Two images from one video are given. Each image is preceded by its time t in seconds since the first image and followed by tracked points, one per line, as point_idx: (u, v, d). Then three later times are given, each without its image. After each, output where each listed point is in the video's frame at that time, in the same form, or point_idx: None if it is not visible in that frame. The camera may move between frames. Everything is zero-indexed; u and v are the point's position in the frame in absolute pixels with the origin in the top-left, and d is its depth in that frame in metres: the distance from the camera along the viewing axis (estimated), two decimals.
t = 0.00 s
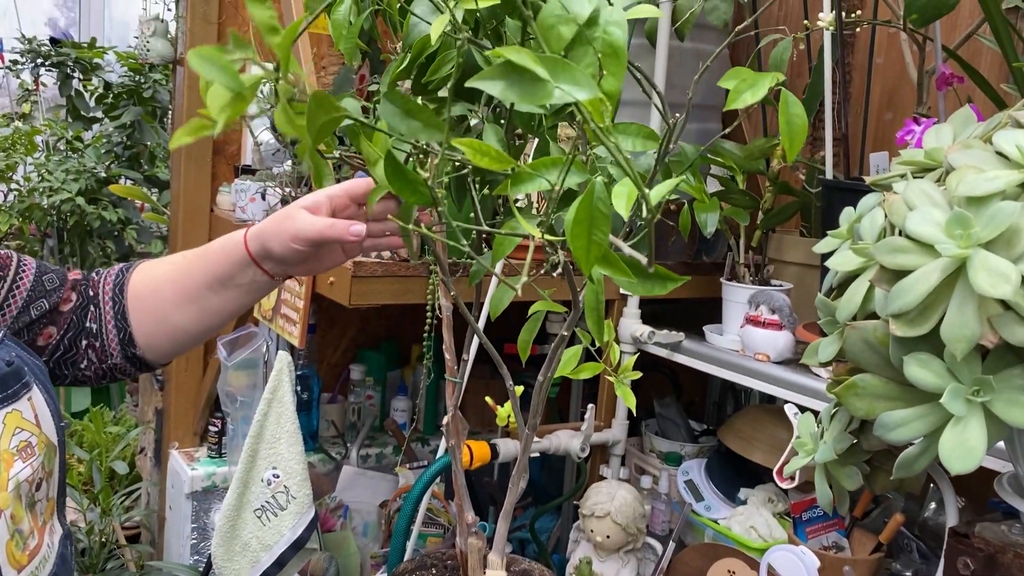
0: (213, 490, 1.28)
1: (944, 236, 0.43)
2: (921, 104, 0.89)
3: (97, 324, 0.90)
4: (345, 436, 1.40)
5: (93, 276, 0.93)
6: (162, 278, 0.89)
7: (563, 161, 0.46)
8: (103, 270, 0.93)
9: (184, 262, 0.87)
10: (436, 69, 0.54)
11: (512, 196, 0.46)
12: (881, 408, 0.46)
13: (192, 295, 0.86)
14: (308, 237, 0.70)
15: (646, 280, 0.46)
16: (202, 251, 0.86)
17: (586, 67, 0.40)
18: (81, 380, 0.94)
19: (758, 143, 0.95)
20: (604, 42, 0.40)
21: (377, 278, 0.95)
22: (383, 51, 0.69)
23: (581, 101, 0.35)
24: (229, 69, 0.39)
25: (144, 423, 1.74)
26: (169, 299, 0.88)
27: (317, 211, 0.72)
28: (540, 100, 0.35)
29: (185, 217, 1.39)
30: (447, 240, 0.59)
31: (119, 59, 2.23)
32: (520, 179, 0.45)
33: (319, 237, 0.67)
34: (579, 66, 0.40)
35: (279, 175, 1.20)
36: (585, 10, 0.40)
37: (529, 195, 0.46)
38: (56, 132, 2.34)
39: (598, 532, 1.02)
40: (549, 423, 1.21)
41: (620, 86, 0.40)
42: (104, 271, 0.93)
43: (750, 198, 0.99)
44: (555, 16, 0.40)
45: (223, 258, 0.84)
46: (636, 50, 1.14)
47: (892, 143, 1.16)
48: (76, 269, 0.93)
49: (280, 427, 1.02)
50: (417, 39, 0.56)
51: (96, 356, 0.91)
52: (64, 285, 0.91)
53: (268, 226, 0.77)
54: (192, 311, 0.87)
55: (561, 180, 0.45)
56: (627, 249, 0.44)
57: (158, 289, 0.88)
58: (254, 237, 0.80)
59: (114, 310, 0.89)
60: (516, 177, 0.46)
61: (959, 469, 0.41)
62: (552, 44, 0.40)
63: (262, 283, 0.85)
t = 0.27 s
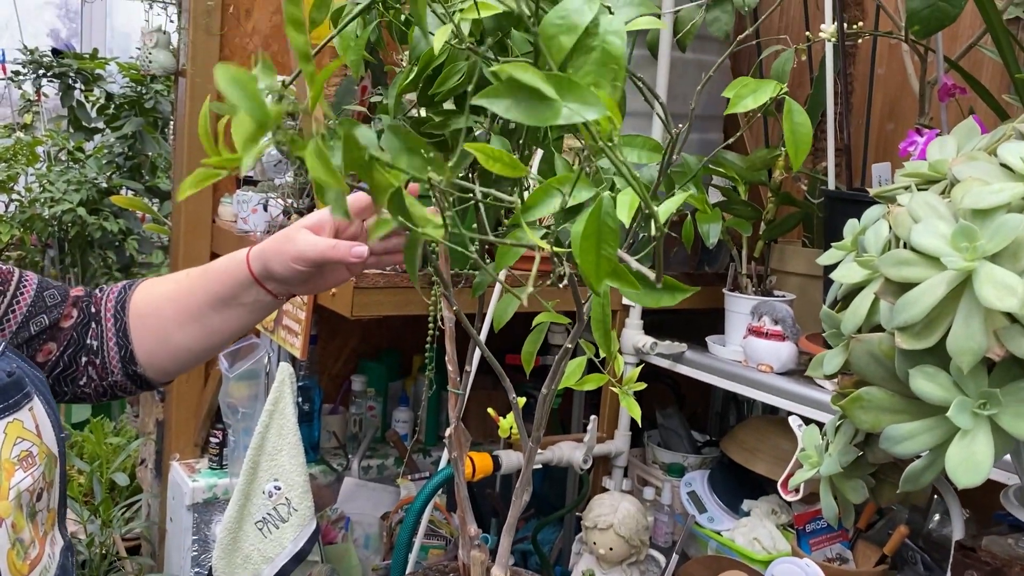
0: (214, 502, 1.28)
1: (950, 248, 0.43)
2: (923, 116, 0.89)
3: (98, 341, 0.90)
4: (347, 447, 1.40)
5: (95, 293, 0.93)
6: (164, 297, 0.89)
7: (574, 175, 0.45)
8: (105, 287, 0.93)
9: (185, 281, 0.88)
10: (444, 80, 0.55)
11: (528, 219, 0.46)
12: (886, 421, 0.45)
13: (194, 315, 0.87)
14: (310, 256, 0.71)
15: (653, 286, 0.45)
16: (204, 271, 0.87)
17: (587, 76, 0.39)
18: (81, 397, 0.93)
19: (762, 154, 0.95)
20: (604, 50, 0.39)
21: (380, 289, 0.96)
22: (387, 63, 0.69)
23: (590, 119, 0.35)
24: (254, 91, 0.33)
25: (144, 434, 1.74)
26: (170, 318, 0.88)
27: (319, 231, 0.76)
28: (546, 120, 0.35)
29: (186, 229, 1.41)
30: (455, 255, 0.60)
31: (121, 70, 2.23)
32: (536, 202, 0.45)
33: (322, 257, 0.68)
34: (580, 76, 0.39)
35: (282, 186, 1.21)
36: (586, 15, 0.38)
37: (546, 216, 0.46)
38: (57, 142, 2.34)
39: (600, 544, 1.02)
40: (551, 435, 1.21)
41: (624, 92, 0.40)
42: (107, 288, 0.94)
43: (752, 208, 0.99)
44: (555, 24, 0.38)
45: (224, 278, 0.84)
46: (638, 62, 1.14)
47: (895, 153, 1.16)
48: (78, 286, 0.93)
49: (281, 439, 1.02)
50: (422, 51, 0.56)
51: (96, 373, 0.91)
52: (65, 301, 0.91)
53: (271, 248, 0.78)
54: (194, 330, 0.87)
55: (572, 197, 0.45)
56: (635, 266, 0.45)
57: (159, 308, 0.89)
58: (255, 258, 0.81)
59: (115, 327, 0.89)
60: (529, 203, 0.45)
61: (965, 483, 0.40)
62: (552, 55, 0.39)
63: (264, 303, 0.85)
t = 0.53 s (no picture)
0: (215, 513, 1.28)
1: (951, 259, 0.43)
2: (923, 126, 0.89)
3: (97, 363, 0.90)
4: (347, 457, 1.39)
5: (96, 315, 0.94)
6: (165, 320, 0.89)
7: (584, 194, 0.44)
8: (107, 310, 0.94)
9: (187, 304, 0.88)
10: (443, 95, 0.55)
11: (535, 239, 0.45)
12: (887, 431, 0.45)
13: (195, 338, 0.87)
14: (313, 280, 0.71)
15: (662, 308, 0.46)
16: (205, 293, 0.87)
17: (600, 90, 0.38)
18: (77, 420, 0.93)
19: (761, 163, 0.97)
20: (620, 63, 0.38)
21: (382, 300, 0.96)
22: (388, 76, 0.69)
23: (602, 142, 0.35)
24: (254, 121, 0.40)
25: (145, 444, 1.73)
26: (171, 341, 0.88)
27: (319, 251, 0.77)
28: (558, 143, 0.35)
29: (187, 240, 1.42)
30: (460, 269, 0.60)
31: (123, 81, 2.24)
32: (544, 220, 0.44)
33: (324, 280, 0.68)
34: (592, 89, 0.39)
35: (283, 196, 1.22)
36: (600, 29, 0.39)
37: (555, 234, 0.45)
38: (59, 153, 2.35)
39: (602, 554, 1.02)
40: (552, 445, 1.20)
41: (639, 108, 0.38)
42: (109, 311, 0.94)
43: (752, 218, 0.99)
44: (569, 38, 0.39)
45: (225, 301, 0.84)
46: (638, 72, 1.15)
47: (895, 163, 1.17)
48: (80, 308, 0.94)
49: (282, 449, 1.01)
50: (420, 63, 0.56)
51: (93, 396, 0.91)
52: (65, 322, 0.92)
53: (274, 269, 0.78)
54: (195, 353, 0.87)
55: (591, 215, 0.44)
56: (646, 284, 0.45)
57: (160, 330, 0.89)
58: (257, 281, 0.81)
59: (114, 349, 0.90)
60: (537, 221, 0.44)
61: (967, 493, 0.40)
62: (566, 69, 0.39)
63: (266, 326, 0.85)
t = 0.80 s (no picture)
0: (216, 523, 1.28)
1: (949, 270, 0.43)
2: (922, 135, 0.90)
3: (99, 380, 0.90)
4: (348, 467, 1.39)
5: (100, 332, 0.94)
6: (168, 338, 0.90)
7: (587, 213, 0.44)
8: (110, 327, 0.94)
9: (190, 322, 0.88)
10: (441, 105, 0.54)
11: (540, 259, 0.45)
12: (887, 442, 0.46)
13: (197, 356, 0.87)
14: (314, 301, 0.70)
15: (668, 329, 0.46)
16: (208, 312, 0.87)
17: (596, 109, 0.40)
18: (78, 437, 0.93)
19: (761, 173, 0.97)
20: (615, 82, 0.39)
21: (383, 310, 0.97)
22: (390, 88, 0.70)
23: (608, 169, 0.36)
24: (255, 159, 0.40)
25: (146, 455, 1.73)
26: (173, 359, 0.89)
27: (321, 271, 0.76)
28: (565, 170, 0.36)
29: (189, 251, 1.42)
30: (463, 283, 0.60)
31: (125, 92, 2.25)
32: (547, 243, 0.44)
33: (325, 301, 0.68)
34: (587, 107, 0.40)
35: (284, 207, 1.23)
36: (595, 48, 0.40)
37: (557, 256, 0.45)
38: (61, 164, 2.36)
39: (603, 565, 1.01)
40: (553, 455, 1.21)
41: (632, 125, 0.40)
42: (112, 328, 0.94)
43: (752, 228, 0.99)
44: (565, 56, 0.40)
45: (228, 320, 0.84)
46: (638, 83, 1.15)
47: (894, 172, 1.17)
48: (84, 324, 0.94)
49: (283, 459, 1.01)
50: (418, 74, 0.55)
51: (95, 413, 0.91)
52: (69, 338, 0.91)
53: (274, 289, 0.78)
54: (197, 371, 0.88)
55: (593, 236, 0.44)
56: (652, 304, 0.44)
57: (163, 348, 0.89)
58: (259, 300, 0.81)
59: (117, 367, 0.90)
60: (543, 242, 0.44)
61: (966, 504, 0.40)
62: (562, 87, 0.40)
63: (268, 345, 0.85)
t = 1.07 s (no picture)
0: (217, 534, 1.27)
1: (948, 281, 0.44)
2: (922, 146, 0.90)
3: (101, 395, 0.90)
4: (349, 478, 1.39)
5: (103, 347, 0.95)
6: (170, 354, 0.90)
7: (593, 226, 0.44)
8: (114, 342, 0.95)
9: (192, 339, 0.89)
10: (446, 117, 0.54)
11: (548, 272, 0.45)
12: (887, 452, 0.46)
13: (198, 372, 0.87)
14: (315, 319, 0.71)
15: (675, 339, 0.47)
16: (210, 329, 0.87)
17: (609, 125, 0.40)
18: (78, 452, 0.93)
19: (761, 184, 0.98)
20: (627, 98, 0.39)
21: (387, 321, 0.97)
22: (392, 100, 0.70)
23: (619, 184, 0.36)
24: (272, 172, 0.42)
25: (147, 466, 1.73)
26: (174, 375, 0.89)
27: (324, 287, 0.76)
28: (575, 185, 0.36)
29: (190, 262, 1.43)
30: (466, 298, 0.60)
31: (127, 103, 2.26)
32: (554, 257, 0.44)
33: (325, 318, 0.69)
34: (602, 124, 0.40)
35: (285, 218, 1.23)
36: (607, 65, 0.39)
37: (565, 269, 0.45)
38: (63, 175, 2.37)
39: None
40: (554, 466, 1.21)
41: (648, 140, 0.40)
42: (115, 343, 0.95)
43: (753, 237, 0.99)
44: (577, 72, 0.40)
45: (230, 336, 0.85)
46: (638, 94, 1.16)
47: (894, 182, 1.17)
48: (88, 340, 0.95)
49: (284, 471, 1.01)
50: (423, 88, 0.56)
51: (96, 428, 0.91)
52: (72, 353, 0.92)
53: (276, 306, 0.78)
54: (198, 387, 0.88)
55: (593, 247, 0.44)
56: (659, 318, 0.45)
57: (165, 363, 0.90)
58: (261, 317, 0.81)
59: (119, 382, 0.90)
60: (550, 256, 0.44)
61: (967, 514, 0.41)
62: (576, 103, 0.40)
63: (270, 361, 0.85)
